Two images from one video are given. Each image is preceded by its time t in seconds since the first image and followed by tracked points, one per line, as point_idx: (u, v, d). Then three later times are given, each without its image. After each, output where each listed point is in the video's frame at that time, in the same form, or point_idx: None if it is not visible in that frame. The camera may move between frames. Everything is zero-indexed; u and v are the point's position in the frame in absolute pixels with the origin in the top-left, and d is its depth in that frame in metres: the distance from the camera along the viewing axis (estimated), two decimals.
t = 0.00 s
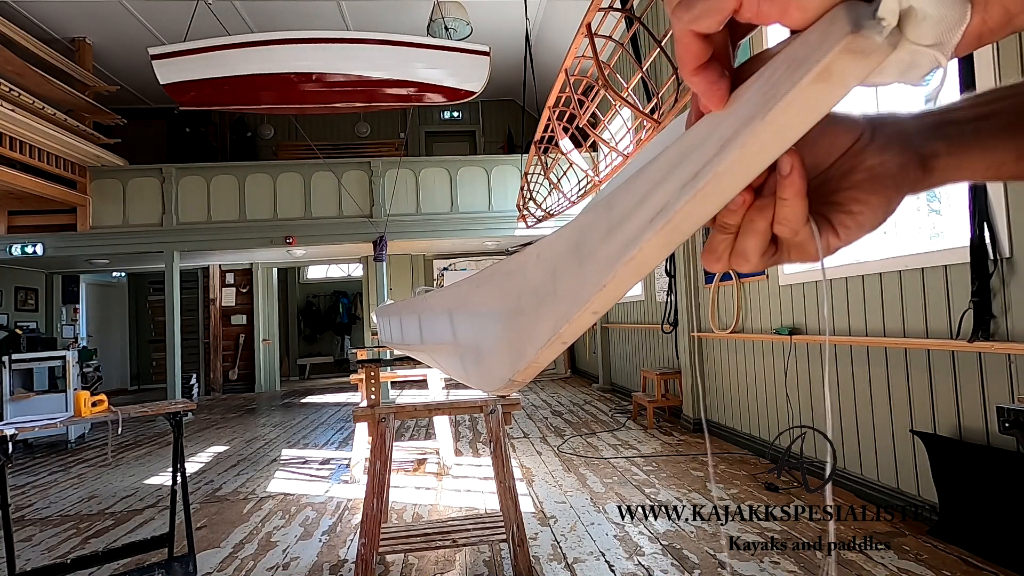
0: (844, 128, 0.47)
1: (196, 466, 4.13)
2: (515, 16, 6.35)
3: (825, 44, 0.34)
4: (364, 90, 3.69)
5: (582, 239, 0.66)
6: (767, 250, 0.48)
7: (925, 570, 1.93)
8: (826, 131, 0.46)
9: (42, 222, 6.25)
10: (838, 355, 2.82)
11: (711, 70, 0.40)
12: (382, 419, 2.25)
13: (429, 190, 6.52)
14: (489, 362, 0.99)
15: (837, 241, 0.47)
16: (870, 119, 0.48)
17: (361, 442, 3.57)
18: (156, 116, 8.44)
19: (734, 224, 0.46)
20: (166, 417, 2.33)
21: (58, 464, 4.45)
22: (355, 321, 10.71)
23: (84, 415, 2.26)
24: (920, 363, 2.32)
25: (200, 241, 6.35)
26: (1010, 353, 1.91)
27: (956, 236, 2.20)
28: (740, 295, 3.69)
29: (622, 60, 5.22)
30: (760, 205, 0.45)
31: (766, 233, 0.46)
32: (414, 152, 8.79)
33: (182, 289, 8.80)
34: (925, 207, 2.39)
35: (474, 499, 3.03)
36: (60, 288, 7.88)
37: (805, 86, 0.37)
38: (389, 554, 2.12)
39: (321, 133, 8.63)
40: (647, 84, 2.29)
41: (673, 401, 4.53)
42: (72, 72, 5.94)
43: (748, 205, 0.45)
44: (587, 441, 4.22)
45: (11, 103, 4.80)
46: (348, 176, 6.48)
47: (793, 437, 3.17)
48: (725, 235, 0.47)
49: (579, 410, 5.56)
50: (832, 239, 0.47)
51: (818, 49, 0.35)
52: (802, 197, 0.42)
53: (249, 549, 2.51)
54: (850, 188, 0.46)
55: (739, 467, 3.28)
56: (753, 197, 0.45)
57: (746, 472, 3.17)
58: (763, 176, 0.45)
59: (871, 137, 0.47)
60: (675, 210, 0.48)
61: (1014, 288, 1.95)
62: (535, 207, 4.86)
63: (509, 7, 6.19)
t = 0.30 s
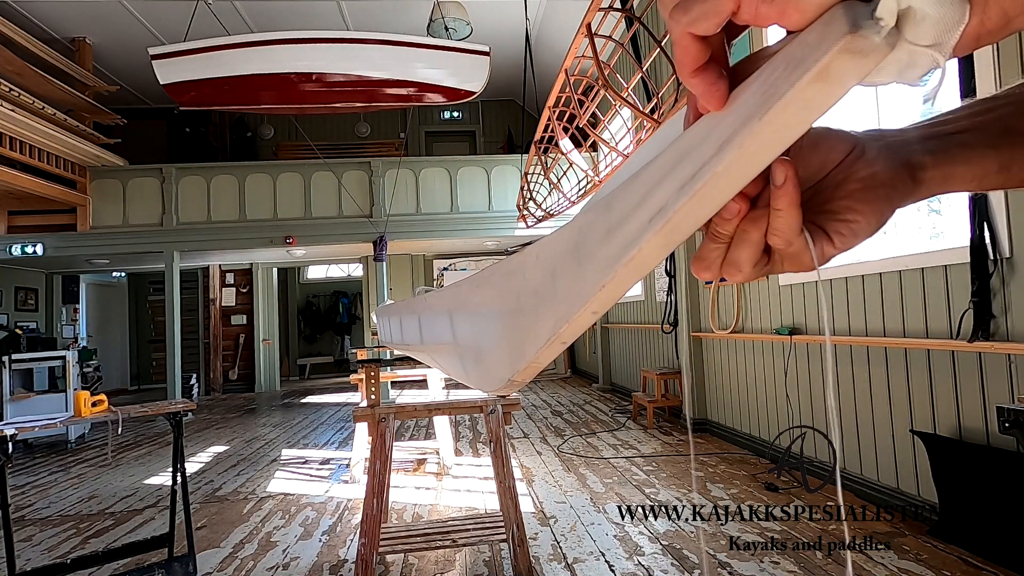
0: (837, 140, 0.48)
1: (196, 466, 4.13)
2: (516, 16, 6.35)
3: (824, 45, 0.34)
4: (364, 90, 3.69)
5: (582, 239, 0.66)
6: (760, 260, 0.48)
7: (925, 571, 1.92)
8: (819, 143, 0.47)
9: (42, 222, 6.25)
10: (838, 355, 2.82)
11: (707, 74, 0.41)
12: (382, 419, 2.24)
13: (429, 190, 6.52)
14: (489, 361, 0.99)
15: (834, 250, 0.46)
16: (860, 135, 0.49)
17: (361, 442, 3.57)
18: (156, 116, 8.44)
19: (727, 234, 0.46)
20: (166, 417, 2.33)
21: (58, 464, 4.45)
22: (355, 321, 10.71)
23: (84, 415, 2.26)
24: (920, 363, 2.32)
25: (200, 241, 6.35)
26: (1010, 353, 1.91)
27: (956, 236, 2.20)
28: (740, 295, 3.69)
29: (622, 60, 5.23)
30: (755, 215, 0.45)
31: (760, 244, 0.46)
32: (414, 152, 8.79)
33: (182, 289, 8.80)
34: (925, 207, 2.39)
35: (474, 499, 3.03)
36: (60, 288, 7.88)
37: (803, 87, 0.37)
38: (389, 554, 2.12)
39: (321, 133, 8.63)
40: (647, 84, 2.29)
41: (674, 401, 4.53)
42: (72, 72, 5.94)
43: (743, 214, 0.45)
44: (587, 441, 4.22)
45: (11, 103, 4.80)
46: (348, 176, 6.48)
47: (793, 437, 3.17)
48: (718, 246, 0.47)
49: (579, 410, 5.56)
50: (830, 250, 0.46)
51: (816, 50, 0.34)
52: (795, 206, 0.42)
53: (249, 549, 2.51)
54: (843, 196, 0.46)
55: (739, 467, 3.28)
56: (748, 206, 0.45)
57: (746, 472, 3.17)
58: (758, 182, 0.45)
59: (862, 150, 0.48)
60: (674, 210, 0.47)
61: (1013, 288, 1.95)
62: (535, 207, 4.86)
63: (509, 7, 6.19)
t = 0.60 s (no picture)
0: (835, 158, 0.48)
1: (195, 466, 4.13)
2: (515, 16, 6.34)
3: (824, 45, 0.34)
4: (364, 90, 3.69)
5: (582, 240, 0.66)
6: (766, 263, 0.46)
7: (925, 570, 1.93)
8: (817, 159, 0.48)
9: (42, 222, 6.25)
10: (838, 354, 2.81)
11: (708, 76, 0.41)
12: (382, 419, 2.24)
13: (429, 190, 6.52)
14: (489, 361, 0.99)
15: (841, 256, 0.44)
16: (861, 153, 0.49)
17: (361, 442, 3.57)
18: (156, 116, 8.44)
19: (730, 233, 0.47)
20: (166, 417, 2.33)
21: (58, 464, 4.45)
22: (355, 321, 10.70)
23: (84, 414, 2.26)
24: (920, 363, 2.32)
25: (200, 241, 6.34)
26: (1010, 353, 1.91)
27: (956, 236, 2.20)
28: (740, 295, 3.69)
29: (622, 60, 5.23)
30: (755, 213, 0.45)
31: (764, 243, 0.45)
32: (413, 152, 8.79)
33: (182, 289, 8.80)
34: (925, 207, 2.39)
35: (474, 499, 3.03)
36: (60, 288, 7.88)
37: (804, 88, 0.37)
38: (389, 554, 2.12)
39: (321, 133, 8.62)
40: (647, 84, 2.29)
41: (674, 401, 4.53)
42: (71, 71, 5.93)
43: (742, 212, 0.45)
44: (587, 441, 4.22)
45: (10, 103, 4.80)
46: (347, 176, 6.48)
47: (793, 437, 3.17)
48: (721, 249, 0.48)
49: (579, 410, 5.56)
50: (835, 258, 0.44)
51: (818, 50, 0.34)
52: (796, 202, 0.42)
53: (249, 549, 2.51)
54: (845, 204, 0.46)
55: (739, 467, 3.28)
56: (747, 205, 0.45)
57: (746, 472, 3.17)
58: (758, 183, 0.45)
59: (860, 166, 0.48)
60: (674, 211, 0.47)
61: (1013, 288, 1.95)
62: (535, 207, 4.86)
63: (509, 7, 6.19)
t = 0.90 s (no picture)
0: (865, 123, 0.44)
1: (196, 466, 4.13)
2: (515, 16, 6.34)
3: (823, 45, 0.34)
4: (364, 90, 3.69)
5: (582, 239, 0.66)
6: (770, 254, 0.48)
7: (925, 570, 1.92)
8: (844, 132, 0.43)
9: (42, 222, 6.25)
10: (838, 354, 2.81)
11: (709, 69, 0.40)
12: (382, 419, 2.24)
13: (429, 190, 6.52)
14: (490, 361, 0.99)
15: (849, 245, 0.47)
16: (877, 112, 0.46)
17: (361, 442, 3.57)
18: (156, 116, 8.44)
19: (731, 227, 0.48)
20: (166, 417, 2.33)
21: (58, 464, 4.45)
22: (355, 321, 10.71)
23: (84, 414, 2.26)
24: (920, 362, 2.32)
25: (200, 241, 6.35)
26: (1010, 353, 1.91)
27: (956, 236, 2.20)
28: (740, 295, 3.68)
29: (622, 60, 5.22)
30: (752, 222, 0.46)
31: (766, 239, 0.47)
32: (414, 152, 8.80)
33: (182, 289, 8.80)
34: (925, 206, 2.39)
35: (474, 499, 3.03)
36: (60, 288, 7.88)
37: (805, 87, 0.36)
38: (389, 553, 2.13)
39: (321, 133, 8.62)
40: (647, 84, 2.29)
41: (674, 400, 4.53)
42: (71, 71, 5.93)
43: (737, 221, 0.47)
44: (587, 441, 4.22)
45: (10, 103, 4.79)
46: (347, 176, 6.48)
47: (793, 437, 3.17)
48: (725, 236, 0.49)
49: (579, 410, 5.55)
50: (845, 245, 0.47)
51: (817, 49, 0.34)
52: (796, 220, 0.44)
53: (249, 549, 2.51)
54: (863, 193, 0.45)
55: (739, 467, 3.28)
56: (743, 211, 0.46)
57: (747, 472, 3.16)
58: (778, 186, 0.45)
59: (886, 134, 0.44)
60: (675, 210, 0.47)
61: (1013, 288, 1.95)
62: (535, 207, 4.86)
63: (510, 7, 6.19)
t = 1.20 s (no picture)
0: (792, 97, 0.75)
1: (196, 466, 4.13)
2: (516, 16, 6.35)
3: (830, 35, 0.47)
4: (364, 90, 3.69)
5: (583, 237, 0.75)
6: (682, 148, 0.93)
7: (925, 571, 1.92)
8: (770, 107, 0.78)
9: (42, 222, 6.26)
10: (838, 355, 2.81)
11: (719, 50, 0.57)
12: (382, 419, 2.24)
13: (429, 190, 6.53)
14: (490, 360, 1.01)
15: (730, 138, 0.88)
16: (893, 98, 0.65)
17: (361, 442, 3.57)
18: (156, 116, 8.43)
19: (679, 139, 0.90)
20: (166, 417, 2.33)
21: (58, 464, 4.45)
22: (355, 322, 10.69)
23: (84, 415, 2.26)
24: (920, 363, 2.32)
25: (200, 241, 6.35)
26: (1010, 353, 1.91)
27: (956, 236, 2.20)
28: (740, 295, 3.68)
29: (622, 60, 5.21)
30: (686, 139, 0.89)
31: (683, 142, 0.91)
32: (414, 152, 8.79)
33: (183, 289, 8.80)
34: (925, 206, 2.40)
35: (474, 499, 3.03)
36: (60, 288, 7.88)
37: (805, 78, 0.49)
38: (389, 553, 2.13)
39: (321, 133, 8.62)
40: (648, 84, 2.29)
41: (674, 400, 4.53)
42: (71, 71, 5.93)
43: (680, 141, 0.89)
44: (587, 441, 4.22)
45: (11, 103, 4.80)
46: (348, 176, 6.48)
47: (793, 437, 3.17)
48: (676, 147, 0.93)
49: (579, 410, 5.55)
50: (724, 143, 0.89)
51: (822, 41, 0.47)
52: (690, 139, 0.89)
53: (249, 549, 2.51)
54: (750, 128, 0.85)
55: (739, 467, 3.28)
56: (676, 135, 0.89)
57: (746, 472, 3.16)
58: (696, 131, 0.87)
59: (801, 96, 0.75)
60: (678, 203, 0.60)
61: (1013, 288, 1.95)
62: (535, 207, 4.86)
63: (510, 7, 6.20)
